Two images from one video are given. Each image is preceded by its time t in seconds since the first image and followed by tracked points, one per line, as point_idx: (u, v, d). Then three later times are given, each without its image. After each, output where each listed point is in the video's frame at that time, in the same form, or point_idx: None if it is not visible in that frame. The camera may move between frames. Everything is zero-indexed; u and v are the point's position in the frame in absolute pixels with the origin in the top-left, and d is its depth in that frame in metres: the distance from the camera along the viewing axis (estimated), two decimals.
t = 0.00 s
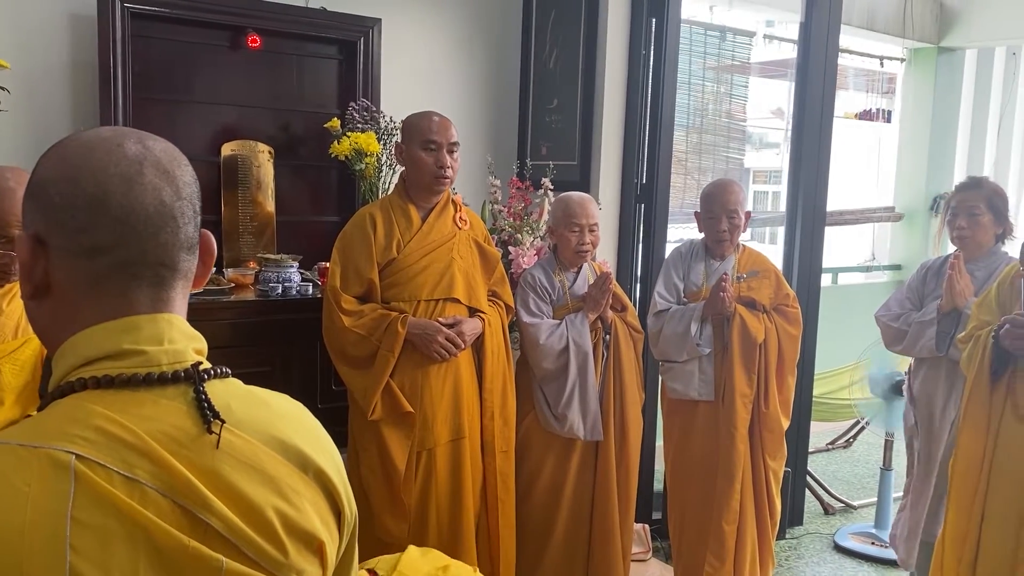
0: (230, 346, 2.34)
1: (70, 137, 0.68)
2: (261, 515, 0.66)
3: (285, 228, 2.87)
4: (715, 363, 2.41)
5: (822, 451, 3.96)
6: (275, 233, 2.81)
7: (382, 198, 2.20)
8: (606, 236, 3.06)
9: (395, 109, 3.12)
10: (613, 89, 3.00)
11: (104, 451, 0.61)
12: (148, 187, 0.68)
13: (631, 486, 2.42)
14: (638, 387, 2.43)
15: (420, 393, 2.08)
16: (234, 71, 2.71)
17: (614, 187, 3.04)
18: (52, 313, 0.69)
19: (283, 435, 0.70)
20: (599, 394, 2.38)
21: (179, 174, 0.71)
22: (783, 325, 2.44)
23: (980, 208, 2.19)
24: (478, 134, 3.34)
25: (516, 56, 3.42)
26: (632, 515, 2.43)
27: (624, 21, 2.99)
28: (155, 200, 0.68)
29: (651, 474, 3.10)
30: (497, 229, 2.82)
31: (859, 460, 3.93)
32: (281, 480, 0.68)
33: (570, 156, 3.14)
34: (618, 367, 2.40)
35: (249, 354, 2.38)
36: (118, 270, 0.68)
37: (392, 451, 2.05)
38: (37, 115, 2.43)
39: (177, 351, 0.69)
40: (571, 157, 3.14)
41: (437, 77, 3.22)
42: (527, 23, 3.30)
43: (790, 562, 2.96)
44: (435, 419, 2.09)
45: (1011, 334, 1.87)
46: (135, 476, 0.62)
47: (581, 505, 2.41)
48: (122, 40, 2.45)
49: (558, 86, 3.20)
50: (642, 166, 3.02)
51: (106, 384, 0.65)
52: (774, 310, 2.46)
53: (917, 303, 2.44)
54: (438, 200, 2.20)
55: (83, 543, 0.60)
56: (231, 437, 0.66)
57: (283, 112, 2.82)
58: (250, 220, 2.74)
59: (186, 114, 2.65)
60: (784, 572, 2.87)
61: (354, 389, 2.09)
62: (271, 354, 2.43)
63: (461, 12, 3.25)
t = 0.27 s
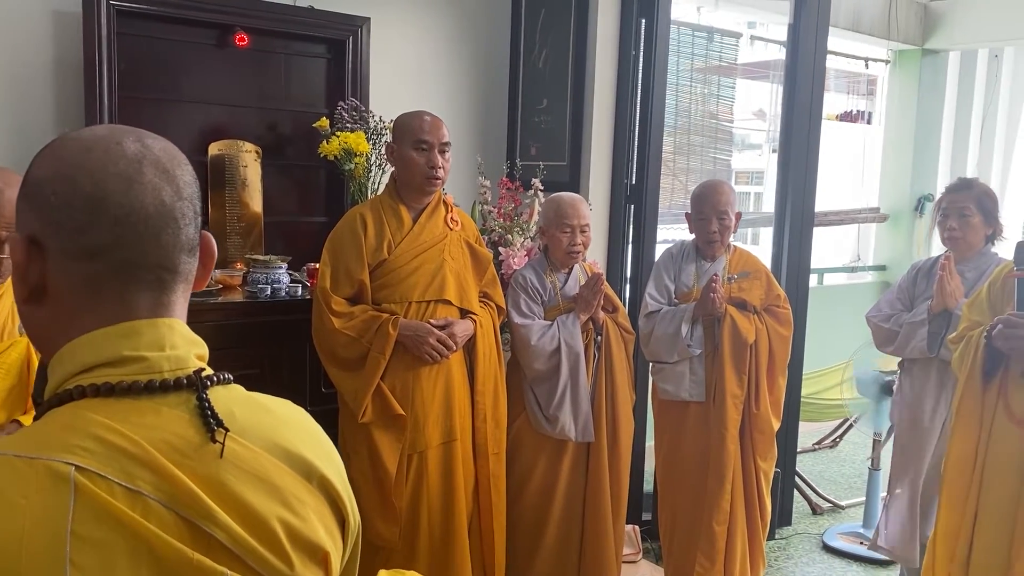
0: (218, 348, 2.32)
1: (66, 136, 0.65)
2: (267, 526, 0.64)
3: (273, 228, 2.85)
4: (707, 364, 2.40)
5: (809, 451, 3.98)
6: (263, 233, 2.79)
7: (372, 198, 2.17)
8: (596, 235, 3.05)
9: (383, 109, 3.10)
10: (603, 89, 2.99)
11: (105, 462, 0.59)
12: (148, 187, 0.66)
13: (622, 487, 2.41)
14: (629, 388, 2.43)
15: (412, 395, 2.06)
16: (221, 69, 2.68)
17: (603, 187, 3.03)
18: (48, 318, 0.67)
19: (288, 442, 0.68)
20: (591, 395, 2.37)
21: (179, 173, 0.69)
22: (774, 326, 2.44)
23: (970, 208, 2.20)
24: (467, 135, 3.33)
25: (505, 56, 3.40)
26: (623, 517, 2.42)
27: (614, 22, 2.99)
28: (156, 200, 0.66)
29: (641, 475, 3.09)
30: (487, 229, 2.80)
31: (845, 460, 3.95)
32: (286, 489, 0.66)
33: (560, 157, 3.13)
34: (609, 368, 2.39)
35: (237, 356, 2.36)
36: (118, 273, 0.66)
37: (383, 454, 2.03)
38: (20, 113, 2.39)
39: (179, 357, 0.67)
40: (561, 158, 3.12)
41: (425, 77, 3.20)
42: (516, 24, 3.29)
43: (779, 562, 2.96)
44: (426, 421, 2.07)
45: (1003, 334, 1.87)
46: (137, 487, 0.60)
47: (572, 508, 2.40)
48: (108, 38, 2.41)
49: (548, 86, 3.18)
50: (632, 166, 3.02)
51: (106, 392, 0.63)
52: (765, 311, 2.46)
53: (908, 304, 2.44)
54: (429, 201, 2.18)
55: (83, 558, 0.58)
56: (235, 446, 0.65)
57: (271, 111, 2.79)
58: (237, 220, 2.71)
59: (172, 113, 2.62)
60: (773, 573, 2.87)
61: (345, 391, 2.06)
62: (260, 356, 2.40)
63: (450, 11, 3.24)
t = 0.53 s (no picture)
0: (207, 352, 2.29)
1: (78, 143, 0.64)
2: (286, 544, 0.63)
3: (262, 230, 2.82)
4: (701, 367, 2.40)
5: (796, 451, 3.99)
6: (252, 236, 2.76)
7: (365, 201, 2.16)
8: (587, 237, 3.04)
9: (373, 111, 3.08)
10: (593, 91, 2.99)
11: (121, 482, 0.58)
12: (163, 196, 0.65)
13: (615, 489, 2.40)
14: (622, 390, 2.42)
15: (405, 400, 2.05)
16: (210, 71, 2.65)
17: (594, 189, 3.03)
18: (58, 331, 0.65)
19: (304, 458, 0.67)
20: (584, 398, 2.36)
21: (193, 181, 0.68)
22: (767, 329, 2.44)
23: (962, 211, 2.22)
24: (457, 136, 3.31)
25: (494, 57, 3.39)
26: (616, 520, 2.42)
27: (604, 24, 2.98)
28: (171, 210, 0.65)
29: (632, 476, 3.09)
30: (478, 231, 2.79)
31: (832, 460, 3.96)
32: (304, 506, 0.65)
33: (550, 159, 3.12)
34: (602, 371, 2.38)
35: (226, 360, 2.33)
36: (132, 285, 0.64)
37: (376, 460, 2.01)
38: (5, 114, 2.36)
39: (195, 371, 0.66)
40: (551, 159, 3.11)
41: (415, 78, 3.18)
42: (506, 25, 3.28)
43: (769, 563, 2.96)
44: (420, 426, 2.05)
45: (997, 337, 1.88)
46: (156, 507, 0.59)
47: (565, 512, 2.39)
48: (95, 38, 2.38)
49: (538, 89, 3.16)
50: (622, 168, 3.01)
51: (121, 408, 0.62)
52: (759, 313, 2.46)
53: (899, 306, 2.46)
54: (422, 204, 2.17)
55: None
56: (253, 462, 0.63)
57: (260, 112, 2.76)
58: (225, 223, 2.68)
59: (160, 114, 2.59)
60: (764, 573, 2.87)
61: (338, 397, 2.05)
62: (250, 360, 2.37)
63: (439, 12, 3.22)
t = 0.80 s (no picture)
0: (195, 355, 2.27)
1: (81, 146, 0.63)
2: (299, 557, 0.62)
3: (249, 232, 2.79)
4: (692, 368, 2.40)
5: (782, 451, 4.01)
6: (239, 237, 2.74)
7: (355, 202, 2.14)
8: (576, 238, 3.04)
9: (360, 111, 3.06)
10: (581, 92, 2.98)
11: (133, 497, 0.57)
12: (170, 201, 0.64)
13: (605, 489, 2.40)
14: (612, 391, 2.42)
15: (396, 403, 2.03)
16: (196, 70, 2.63)
17: (582, 190, 3.03)
18: (63, 340, 0.64)
19: (314, 469, 0.67)
20: (574, 399, 2.36)
21: (199, 185, 0.67)
22: (759, 330, 2.44)
23: (949, 213, 2.23)
24: (444, 136, 3.29)
25: (481, 58, 3.38)
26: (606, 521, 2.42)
27: (592, 25, 2.98)
28: (178, 215, 0.64)
29: (621, 478, 3.09)
30: (467, 232, 2.78)
31: (817, 460, 3.99)
32: (315, 518, 0.65)
33: (538, 160, 3.11)
34: (593, 372, 2.38)
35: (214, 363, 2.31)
36: (139, 293, 0.63)
37: (367, 463, 2.00)
38: None
39: (204, 381, 0.65)
40: (539, 160, 3.11)
41: (402, 78, 3.17)
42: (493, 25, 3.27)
43: (758, 563, 2.97)
44: (412, 429, 2.04)
45: (987, 338, 1.90)
46: (168, 522, 0.58)
47: (556, 513, 2.38)
48: (79, 37, 2.35)
49: (525, 90, 3.17)
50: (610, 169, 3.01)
51: (131, 421, 0.61)
52: (750, 315, 2.46)
53: (888, 306, 2.47)
54: (412, 205, 2.15)
55: None
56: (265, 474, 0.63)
57: (246, 113, 2.74)
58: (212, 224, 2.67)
59: (145, 115, 2.56)
60: (752, 573, 2.87)
61: (328, 400, 2.03)
62: (238, 363, 2.35)
63: (425, 12, 3.20)
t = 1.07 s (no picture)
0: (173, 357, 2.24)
1: (65, 148, 0.62)
2: (288, 567, 0.62)
3: (227, 232, 2.77)
4: (675, 369, 2.41)
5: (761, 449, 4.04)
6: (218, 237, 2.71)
7: (336, 202, 2.13)
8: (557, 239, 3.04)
9: (339, 111, 3.04)
10: (562, 92, 2.98)
11: (119, 507, 0.56)
12: (157, 205, 0.63)
13: (588, 489, 2.38)
14: (595, 392, 2.42)
15: (379, 404, 2.02)
16: (173, 69, 2.60)
17: (563, 190, 3.03)
18: (46, 345, 0.63)
19: (304, 477, 0.66)
20: (557, 400, 2.36)
21: (186, 188, 0.66)
22: (741, 331, 2.46)
23: (927, 213, 2.26)
24: (424, 137, 3.28)
25: (461, 58, 3.37)
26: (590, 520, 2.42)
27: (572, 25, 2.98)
28: (165, 219, 0.63)
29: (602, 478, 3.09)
30: (448, 233, 2.77)
31: (796, 458, 4.02)
32: (305, 526, 0.64)
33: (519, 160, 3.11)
34: (575, 373, 2.38)
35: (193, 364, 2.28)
36: (124, 298, 0.62)
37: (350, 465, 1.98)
38: None
39: (192, 388, 0.64)
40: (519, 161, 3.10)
41: (382, 78, 3.15)
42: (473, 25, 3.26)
43: (738, 562, 2.98)
44: (394, 430, 2.03)
45: (965, 337, 1.91)
46: (155, 533, 0.57)
47: (539, 514, 2.38)
48: (54, 35, 2.31)
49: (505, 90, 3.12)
50: (591, 170, 3.01)
51: (117, 429, 0.60)
52: (732, 316, 2.47)
53: (867, 307, 2.49)
54: (394, 206, 2.14)
55: None
56: (255, 483, 0.62)
57: (225, 112, 2.71)
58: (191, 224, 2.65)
59: (121, 114, 2.53)
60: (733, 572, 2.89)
61: (310, 402, 2.02)
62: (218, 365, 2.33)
63: (405, 12, 3.19)
